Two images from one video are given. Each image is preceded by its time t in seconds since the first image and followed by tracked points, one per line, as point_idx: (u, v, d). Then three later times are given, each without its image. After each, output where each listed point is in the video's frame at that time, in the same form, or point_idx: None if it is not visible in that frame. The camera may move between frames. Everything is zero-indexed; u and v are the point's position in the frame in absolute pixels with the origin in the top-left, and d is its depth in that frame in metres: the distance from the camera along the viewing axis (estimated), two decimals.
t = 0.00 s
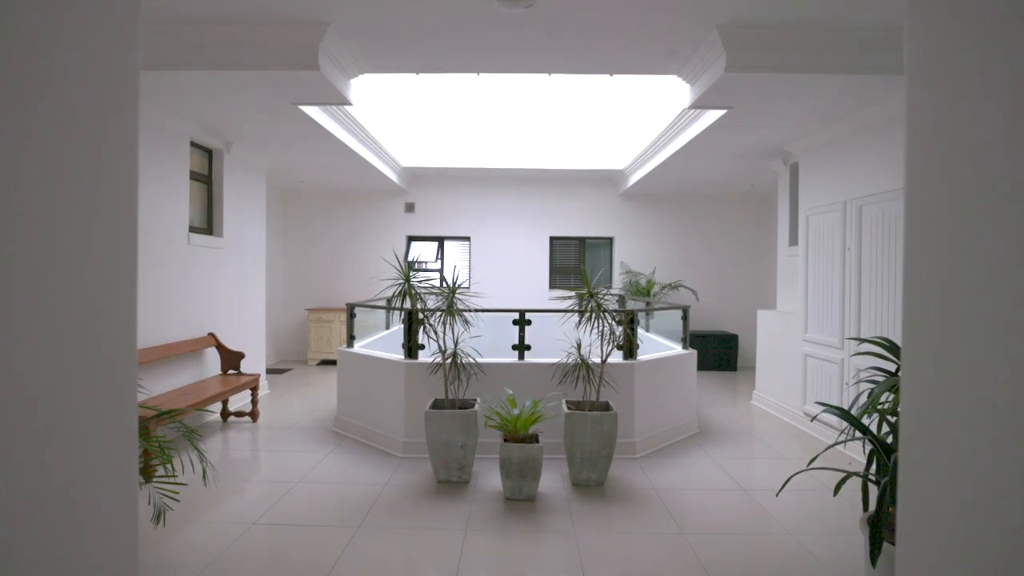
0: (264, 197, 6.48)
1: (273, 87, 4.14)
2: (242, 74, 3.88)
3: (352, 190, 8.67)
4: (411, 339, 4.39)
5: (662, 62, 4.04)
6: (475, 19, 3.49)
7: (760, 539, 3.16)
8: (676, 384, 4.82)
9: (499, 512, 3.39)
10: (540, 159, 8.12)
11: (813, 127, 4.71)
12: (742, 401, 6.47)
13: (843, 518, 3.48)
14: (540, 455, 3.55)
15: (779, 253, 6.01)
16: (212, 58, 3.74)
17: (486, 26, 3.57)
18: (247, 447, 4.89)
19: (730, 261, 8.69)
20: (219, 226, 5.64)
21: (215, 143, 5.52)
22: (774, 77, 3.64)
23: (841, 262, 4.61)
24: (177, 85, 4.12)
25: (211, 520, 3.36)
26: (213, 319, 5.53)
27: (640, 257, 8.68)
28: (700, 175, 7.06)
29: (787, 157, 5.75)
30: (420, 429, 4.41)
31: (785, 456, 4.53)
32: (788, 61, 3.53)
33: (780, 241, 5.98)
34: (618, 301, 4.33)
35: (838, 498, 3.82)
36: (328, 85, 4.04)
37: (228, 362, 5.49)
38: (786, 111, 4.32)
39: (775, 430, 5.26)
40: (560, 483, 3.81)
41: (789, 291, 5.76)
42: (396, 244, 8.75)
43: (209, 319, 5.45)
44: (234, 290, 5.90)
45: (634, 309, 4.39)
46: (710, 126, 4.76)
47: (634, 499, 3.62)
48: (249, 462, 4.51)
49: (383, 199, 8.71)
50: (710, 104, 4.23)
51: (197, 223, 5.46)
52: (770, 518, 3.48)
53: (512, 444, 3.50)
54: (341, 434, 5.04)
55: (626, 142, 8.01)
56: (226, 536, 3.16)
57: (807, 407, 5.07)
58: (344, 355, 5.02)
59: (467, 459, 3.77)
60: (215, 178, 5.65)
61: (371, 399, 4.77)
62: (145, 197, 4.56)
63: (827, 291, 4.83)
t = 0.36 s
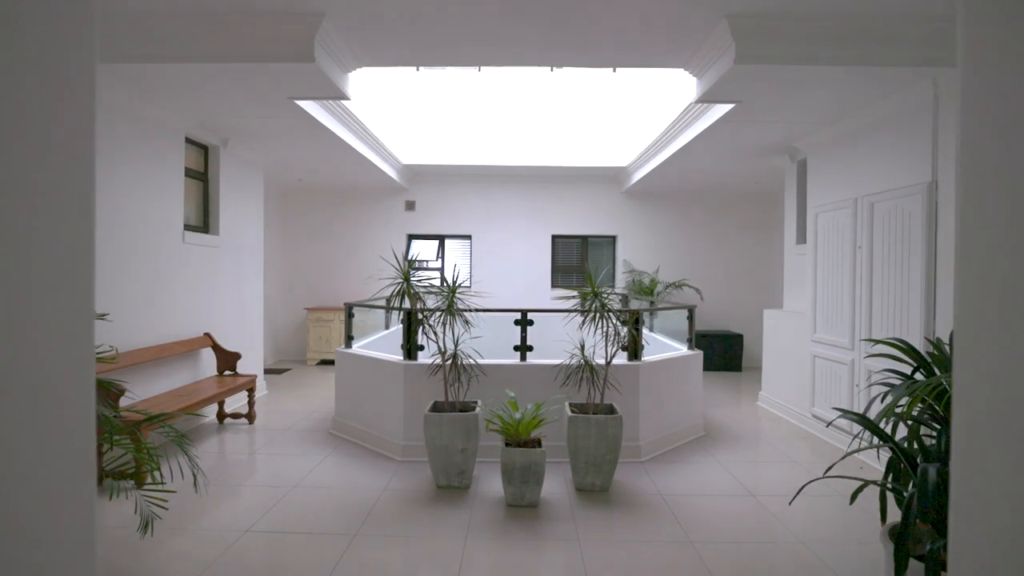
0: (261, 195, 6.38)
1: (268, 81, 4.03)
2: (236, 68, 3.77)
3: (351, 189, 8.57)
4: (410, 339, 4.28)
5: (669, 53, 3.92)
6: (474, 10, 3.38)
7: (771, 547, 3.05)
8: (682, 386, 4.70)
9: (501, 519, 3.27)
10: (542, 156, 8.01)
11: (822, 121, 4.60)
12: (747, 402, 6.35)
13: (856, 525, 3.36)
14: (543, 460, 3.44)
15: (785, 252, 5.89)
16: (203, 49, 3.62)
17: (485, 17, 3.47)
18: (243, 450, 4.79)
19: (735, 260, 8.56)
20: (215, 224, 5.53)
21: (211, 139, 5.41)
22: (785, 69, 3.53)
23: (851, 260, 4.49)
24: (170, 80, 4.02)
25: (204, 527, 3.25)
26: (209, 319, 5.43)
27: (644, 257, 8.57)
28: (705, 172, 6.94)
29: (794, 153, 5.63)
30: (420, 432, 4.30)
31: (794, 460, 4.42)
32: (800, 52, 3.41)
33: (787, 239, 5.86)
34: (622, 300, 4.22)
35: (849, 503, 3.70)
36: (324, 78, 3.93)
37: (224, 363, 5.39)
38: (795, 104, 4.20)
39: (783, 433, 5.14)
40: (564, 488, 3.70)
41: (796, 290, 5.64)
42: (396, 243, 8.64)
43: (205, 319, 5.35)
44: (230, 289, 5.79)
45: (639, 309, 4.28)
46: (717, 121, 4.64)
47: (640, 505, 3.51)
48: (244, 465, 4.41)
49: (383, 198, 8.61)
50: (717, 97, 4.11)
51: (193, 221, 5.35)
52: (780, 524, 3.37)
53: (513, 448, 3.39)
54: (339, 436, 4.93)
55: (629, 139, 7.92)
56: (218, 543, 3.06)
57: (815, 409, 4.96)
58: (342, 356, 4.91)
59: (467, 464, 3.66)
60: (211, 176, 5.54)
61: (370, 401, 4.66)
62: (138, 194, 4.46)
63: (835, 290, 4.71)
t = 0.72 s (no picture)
0: (259, 192, 6.27)
1: (262, 73, 3.92)
2: (228, 59, 3.66)
3: (351, 186, 8.46)
4: (409, 339, 4.16)
5: (676, 44, 3.80)
6: None
7: (783, 555, 2.94)
8: (688, 387, 4.58)
9: (502, 525, 3.16)
10: (544, 153, 7.89)
11: (833, 115, 4.48)
12: (753, 403, 6.23)
13: (870, 531, 3.25)
14: (545, 464, 3.32)
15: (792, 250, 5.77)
16: (193, 39, 3.51)
17: (484, 4, 3.35)
18: (239, 452, 4.68)
19: (739, 259, 8.44)
20: (211, 221, 5.43)
21: (206, 135, 5.31)
22: (795, 59, 3.40)
23: (862, 258, 4.37)
24: (161, 72, 3.91)
25: (194, 533, 3.14)
26: (205, 317, 5.32)
27: (647, 255, 8.45)
28: (710, 169, 6.82)
29: (802, 149, 5.51)
30: (419, 434, 4.19)
31: (802, 462, 4.30)
32: (812, 41, 3.29)
33: (795, 236, 5.74)
34: (627, 299, 4.09)
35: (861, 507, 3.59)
36: (319, 69, 3.82)
37: (220, 363, 5.28)
38: (805, 97, 4.08)
39: (791, 434, 5.03)
40: (567, 493, 3.58)
41: (804, 289, 5.52)
42: (396, 241, 8.54)
43: (199, 318, 5.24)
44: (225, 288, 5.67)
45: (644, 308, 4.16)
46: (724, 115, 4.52)
47: (645, 511, 3.40)
48: (239, 468, 4.30)
49: (383, 195, 8.50)
50: (725, 90, 3.99)
51: (188, 218, 5.25)
52: (791, 530, 3.25)
53: (515, 451, 3.28)
54: (337, 438, 4.83)
55: (632, 136, 7.81)
56: (209, 549, 2.95)
57: (824, 411, 4.85)
58: (340, 356, 4.80)
59: (467, 468, 3.55)
60: (206, 172, 5.43)
61: (368, 402, 4.55)
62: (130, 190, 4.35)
63: (845, 289, 4.60)
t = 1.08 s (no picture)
0: (255, 190, 6.16)
1: (255, 67, 3.81)
2: (220, 52, 3.56)
3: (350, 185, 8.35)
4: (407, 340, 4.04)
5: (682, 35, 3.68)
6: None
7: (795, 566, 2.81)
8: (694, 390, 4.46)
9: (502, 534, 3.05)
10: (546, 151, 7.78)
11: (843, 109, 4.35)
12: (760, 405, 6.10)
13: (885, 540, 3.12)
14: (547, 470, 3.20)
15: (800, 248, 5.65)
16: (183, 30, 3.40)
17: None
18: (233, 455, 4.57)
19: (744, 258, 8.31)
20: (206, 220, 5.32)
21: (201, 131, 5.20)
22: (805, 51, 3.29)
23: (873, 257, 4.24)
24: (152, 67, 3.81)
25: (183, 542, 3.03)
26: (199, 318, 5.22)
27: (650, 254, 8.32)
28: (715, 166, 6.69)
29: (810, 145, 5.38)
30: (417, 438, 4.07)
31: (812, 467, 4.18)
32: (825, 31, 3.17)
33: (802, 235, 5.61)
34: (632, 300, 3.97)
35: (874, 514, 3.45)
36: (315, 62, 3.71)
37: (215, 365, 5.16)
38: (814, 91, 3.96)
39: (799, 438, 4.90)
40: (569, 500, 3.47)
41: (812, 289, 5.39)
42: (396, 241, 8.43)
43: (194, 319, 5.14)
44: (220, 288, 5.55)
45: (649, 309, 4.03)
46: (730, 110, 4.40)
47: (650, 518, 3.28)
48: (233, 472, 4.19)
49: (382, 193, 8.39)
50: (732, 83, 3.88)
51: (182, 217, 5.14)
52: (803, 539, 3.12)
53: (516, 457, 3.16)
54: (334, 441, 4.71)
55: (635, 133, 7.69)
56: (197, 558, 2.84)
57: (833, 413, 4.71)
58: (337, 357, 4.69)
59: (467, 474, 3.43)
60: (201, 169, 5.32)
61: (365, 405, 4.43)
62: (122, 187, 4.25)
63: (854, 287, 4.48)
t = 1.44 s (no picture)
0: (251, 189, 6.05)
1: (245, 61, 3.69)
2: (209, 45, 3.44)
3: (349, 184, 8.24)
4: (403, 342, 3.92)
5: (687, 28, 3.56)
6: None
7: None
8: (698, 394, 4.33)
9: (499, 546, 2.92)
10: (548, 149, 7.65)
11: (852, 104, 4.22)
12: (765, 408, 5.97)
13: (900, 551, 2.98)
14: (547, 479, 3.08)
15: (806, 248, 5.52)
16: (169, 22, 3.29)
17: None
18: (225, 461, 4.46)
19: (749, 258, 8.17)
20: (199, 219, 5.20)
21: (193, 129, 5.08)
22: (815, 42, 3.17)
23: (884, 258, 4.11)
24: (140, 61, 3.70)
25: (167, 554, 2.91)
26: (192, 319, 5.11)
27: (654, 254, 8.19)
28: (720, 165, 6.56)
29: (817, 142, 5.25)
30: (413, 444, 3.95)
31: (821, 473, 4.05)
32: (836, 22, 3.04)
33: (810, 234, 5.48)
34: (635, 301, 3.84)
35: (888, 524, 3.32)
36: (306, 56, 3.60)
37: (208, 368, 5.03)
38: (823, 84, 3.83)
39: (807, 442, 4.77)
40: (570, 509, 3.34)
41: (820, 289, 5.26)
42: (395, 240, 8.31)
43: (186, 320, 5.02)
44: (214, 290, 5.42)
45: (653, 311, 3.90)
46: (736, 105, 4.27)
47: (654, 529, 3.15)
48: (224, 478, 4.07)
49: (381, 193, 8.28)
50: (738, 77, 3.75)
51: (174, 216, 5.02)
52: (814, 550, 2.99)
53: (514, 465, 3.04)
54: (328, 447, 4.59)
55: (638, 131, 7.56)
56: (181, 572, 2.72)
57: (842, 418, 4.57)
58: (332, 360, 4.57)
59: (464, 482, 3.30)
60: (194, 167, 5.21)
61: (361, 410, 4.31)
62: (110, 185, 4.14)
63: (864, 289, 4.34)
